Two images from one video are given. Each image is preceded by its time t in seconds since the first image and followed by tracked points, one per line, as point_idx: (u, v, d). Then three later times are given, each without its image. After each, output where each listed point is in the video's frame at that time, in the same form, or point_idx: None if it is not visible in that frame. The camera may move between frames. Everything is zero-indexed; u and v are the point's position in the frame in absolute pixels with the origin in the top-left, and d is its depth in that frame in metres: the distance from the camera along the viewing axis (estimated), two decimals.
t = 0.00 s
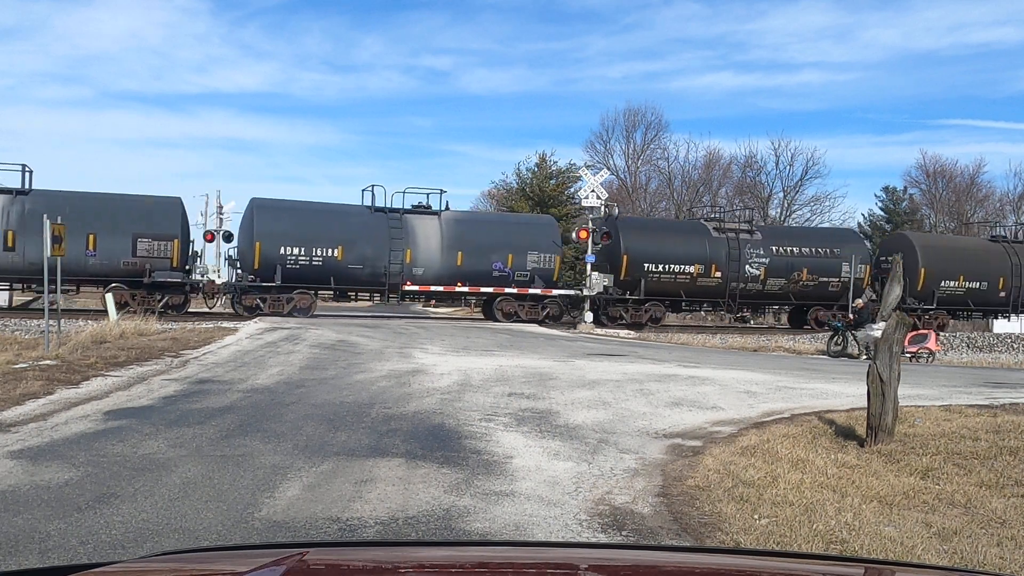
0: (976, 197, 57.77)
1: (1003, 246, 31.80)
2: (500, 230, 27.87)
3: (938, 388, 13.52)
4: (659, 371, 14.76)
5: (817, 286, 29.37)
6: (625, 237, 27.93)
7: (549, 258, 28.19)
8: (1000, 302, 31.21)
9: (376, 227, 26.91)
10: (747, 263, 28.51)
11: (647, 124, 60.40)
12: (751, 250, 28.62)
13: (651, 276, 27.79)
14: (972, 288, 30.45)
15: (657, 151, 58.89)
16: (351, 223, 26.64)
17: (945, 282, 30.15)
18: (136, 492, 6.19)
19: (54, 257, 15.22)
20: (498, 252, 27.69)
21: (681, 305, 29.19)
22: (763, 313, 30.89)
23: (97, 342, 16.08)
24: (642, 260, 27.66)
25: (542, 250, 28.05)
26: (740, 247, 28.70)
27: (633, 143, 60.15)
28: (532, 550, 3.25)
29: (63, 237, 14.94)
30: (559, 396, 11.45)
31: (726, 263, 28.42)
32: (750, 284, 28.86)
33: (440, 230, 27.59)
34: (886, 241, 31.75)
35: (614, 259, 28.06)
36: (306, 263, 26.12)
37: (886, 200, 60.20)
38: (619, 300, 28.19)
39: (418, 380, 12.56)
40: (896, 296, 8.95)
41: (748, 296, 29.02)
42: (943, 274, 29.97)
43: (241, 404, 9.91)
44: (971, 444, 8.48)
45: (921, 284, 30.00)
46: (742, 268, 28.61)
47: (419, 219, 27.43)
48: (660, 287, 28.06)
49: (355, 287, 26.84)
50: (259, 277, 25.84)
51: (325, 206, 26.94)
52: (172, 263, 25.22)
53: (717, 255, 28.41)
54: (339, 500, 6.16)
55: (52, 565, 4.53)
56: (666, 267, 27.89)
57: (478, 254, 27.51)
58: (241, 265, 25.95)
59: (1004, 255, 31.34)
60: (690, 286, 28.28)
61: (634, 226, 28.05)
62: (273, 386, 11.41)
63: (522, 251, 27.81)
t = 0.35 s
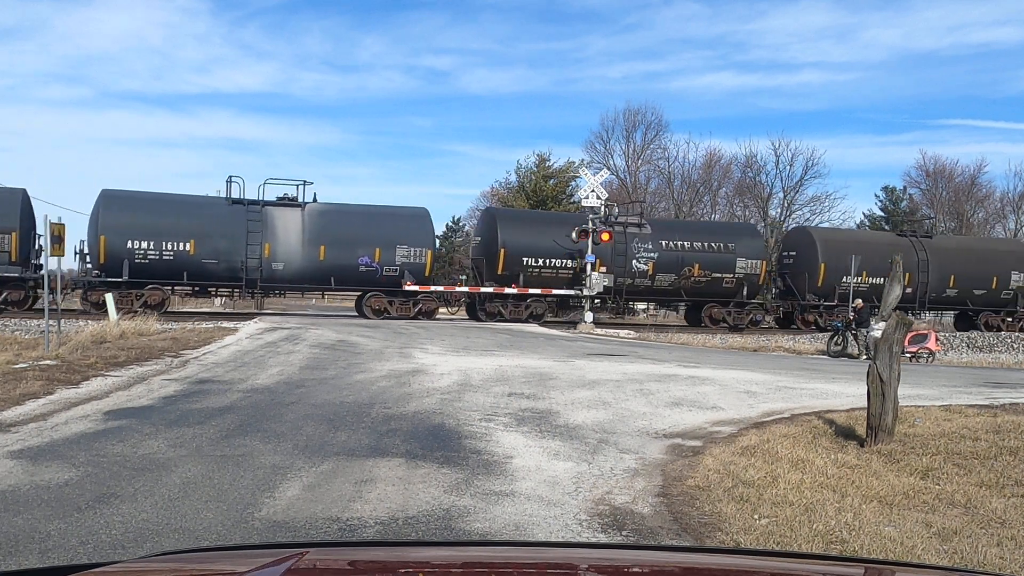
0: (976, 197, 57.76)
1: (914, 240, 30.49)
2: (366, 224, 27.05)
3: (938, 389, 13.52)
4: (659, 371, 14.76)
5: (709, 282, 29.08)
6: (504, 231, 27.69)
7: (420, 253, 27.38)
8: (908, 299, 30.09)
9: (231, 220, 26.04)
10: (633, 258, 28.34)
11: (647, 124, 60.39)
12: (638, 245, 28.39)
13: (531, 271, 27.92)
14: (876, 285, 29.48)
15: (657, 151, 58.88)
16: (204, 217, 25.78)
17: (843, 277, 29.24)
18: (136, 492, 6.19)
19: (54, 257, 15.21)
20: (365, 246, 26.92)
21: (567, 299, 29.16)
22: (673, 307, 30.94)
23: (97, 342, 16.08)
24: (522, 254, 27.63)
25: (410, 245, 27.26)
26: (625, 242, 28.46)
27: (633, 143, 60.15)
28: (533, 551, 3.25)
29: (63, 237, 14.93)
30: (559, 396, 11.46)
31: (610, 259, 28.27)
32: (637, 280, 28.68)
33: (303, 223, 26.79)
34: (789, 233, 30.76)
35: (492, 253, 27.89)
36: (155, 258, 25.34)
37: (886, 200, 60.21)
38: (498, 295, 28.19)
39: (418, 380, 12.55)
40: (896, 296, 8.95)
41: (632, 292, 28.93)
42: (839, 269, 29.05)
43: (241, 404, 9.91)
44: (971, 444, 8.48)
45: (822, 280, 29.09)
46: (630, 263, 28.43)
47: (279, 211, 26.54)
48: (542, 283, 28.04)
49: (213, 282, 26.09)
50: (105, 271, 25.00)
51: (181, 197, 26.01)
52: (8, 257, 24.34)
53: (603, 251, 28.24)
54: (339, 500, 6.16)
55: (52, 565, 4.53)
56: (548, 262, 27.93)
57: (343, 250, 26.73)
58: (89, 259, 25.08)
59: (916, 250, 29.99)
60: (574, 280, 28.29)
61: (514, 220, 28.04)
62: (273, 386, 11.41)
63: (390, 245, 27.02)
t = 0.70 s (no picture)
0: (976, 197, 57.74)
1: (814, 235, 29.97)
2: (226, 216, 25.70)
3: (938, 389, 13.52)
4: (659, 371, 14.76)
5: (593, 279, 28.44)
6: (373, 224, 26.50)
7: (280, 246, 25.98)
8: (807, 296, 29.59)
9: (73, 210, 24.39)
10: (511, 252, 27.61)
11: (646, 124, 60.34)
12: (514, 239, 27.72)
13: (398, 265, 26.63)
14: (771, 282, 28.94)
15: (657, 151, 58.88)
16: (46, 205, 24.14)
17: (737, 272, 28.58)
18: (136, 492, 6.19)
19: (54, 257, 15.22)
20: (220, 239, 25.51)
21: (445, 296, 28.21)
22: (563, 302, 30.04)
23: (97, 342, 16.08)
24: (387, 248, 26.46)
25: (270, 237, 25.87)
26: (503, 236, 27.75)
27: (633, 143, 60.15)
28: (533, 550, 3.25)
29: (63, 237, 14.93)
30: (559, 396, 11.45)
31: (484, 254, 27.43)
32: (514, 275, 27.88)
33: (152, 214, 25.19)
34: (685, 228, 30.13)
35: (360, 247, 26.66)
36: None
37: (886, 200, 60.23)
38: (366, 290, 27.15)
39: (418, 379, 12.55)
40: (896, 296, 8.95)
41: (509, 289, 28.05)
42: (731, 265, 28.35)
43: (241, 404, 9.91)
44: (971, 444, 8.48)
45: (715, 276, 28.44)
46: (506, 257, 27.65)
47: (126, 202, 24.84)
48: (413, 277, 26.99)
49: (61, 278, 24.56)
50: None
51: (20, 187, 24.39)
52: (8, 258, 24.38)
53: (476, 246, 27.39)
54: (339, 500, 6.16)
55: (52, 565, 4.53)
56: (415, 256, 26.68)
57: (195, 242, 25.24)
58: None
59: (816, 246, 29.51)
60: (447, 276, 27.24)
61: (383, 212, 26.80)
62: (274, 386, 11.41)
63: (247, 238, 25.64)
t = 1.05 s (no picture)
0: (976, 197, 57.77)
1: (707, 230, 29.45)
2: (71, 209, 24.66)
3: (938, 389, 13.52)
4: (659, 371, 14.76)
5: (467, 273, 27.49)
6: (228, 216, 25.36)
7: (127, 239, 24.94)
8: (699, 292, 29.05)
9: None
10: (378, 246, 26.56)
11: (647, 124, 60.38)
12: (383, 232, 26.62)
13: (256, 260, 25.52)
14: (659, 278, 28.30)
15: (657, 151, 58.94)
16: None
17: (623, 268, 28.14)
18: (136, 492, 6.19)
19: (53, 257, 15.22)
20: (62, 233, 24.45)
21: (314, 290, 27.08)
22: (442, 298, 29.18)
23: (97, 342, 16.08)
24: (241, 242, 25.27)
25: (117, 231, 24.85)
26: (370, 228, 26.67)
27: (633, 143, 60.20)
28: (532, 550, 3.25)
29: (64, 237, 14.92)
30: (559, 396, 11.46)
31: (349, 247, 26.39)
32: (383, 270, 26.87)
33: None
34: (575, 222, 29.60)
35: (213, 242, 25.46)
36: None
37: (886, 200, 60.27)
38: (223, 285, 25.80)
39: (418, 380, 12.56)
40: (896, 296, 8.95)
41: (379, 284, 27.05)
42: (615, 259, 27.98)
43: (241, 404, 9.91)
44: (971, 444, 8.48)
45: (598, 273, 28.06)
46: (373, 251, 26.60)
47: None
48: (273, 271, 25.87)
49: None
50: None
51: None
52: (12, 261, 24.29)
53: (340, 238, 26.33)
54: (339, 500, 6.16)
55: (52, 565, 4.53)
56: (274, 250, 25.58)
57: (34, 237, 24.18)
58: None
59: (708, 240, 29.05)
60: (309, 271, 26.15)
61: (238, 203, 25.69)
62: (274, 386, 11.41)
63: (91, 232, 24.59)
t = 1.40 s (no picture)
0: (976, 197, 57.71)
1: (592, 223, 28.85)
2: None
3: (938, 389, 13.51)
4: (659, 371, 14.75)
5: (331, 268, 26.28)
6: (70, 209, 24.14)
7: None
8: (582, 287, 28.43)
9: None
10: (232, 240, 25.38)
11: (647, 124, 60.28)
12: (238, 225, 25.41)
13: (100, 254, 24.35)
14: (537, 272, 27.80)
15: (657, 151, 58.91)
16: None
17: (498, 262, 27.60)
18: (136, 492, 6.19)
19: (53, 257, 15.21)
20: None
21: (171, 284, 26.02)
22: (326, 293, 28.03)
23: (97, 342, 16.07)
24: (84, 236, 24.08)
25: None
26: (225, 222, 25.45)
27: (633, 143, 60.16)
28: (532, 551, 3.25)
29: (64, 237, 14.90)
30: (559, 396, 11.46)
31: (202, 241, 25.22)
32: (238, 265, 25.71)
33: None
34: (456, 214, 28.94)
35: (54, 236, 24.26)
36: None
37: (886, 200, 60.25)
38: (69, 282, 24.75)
39: (418, 380, 12.56)
40: (896, 296, 8.95)
41: (234, 278, 25.92)
42: (488, 255, 27.46)
43: (241, 404, 9.91)
44: (971, 444, 8.48)
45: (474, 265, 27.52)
46: (227, 246, 25.43)
47: None
48: (120, 266, 24.71)
49: None
50: None
51: None
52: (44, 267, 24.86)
53: (192, 232, 25.11)
54: (339, 500, 6.16)
55: (52, 565, 4.53)
56: (119, 245, 24.40)
57: None
58: None
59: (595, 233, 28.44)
60: (158, 265, 24.97)
61: (82, 195, 24.46)
62: (274, 386, 11.41)
63: None
